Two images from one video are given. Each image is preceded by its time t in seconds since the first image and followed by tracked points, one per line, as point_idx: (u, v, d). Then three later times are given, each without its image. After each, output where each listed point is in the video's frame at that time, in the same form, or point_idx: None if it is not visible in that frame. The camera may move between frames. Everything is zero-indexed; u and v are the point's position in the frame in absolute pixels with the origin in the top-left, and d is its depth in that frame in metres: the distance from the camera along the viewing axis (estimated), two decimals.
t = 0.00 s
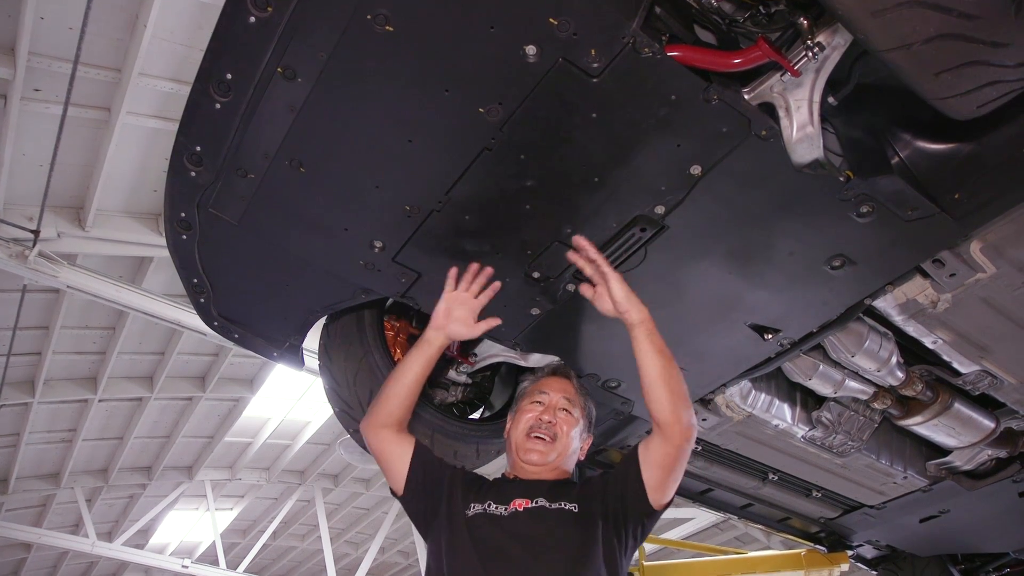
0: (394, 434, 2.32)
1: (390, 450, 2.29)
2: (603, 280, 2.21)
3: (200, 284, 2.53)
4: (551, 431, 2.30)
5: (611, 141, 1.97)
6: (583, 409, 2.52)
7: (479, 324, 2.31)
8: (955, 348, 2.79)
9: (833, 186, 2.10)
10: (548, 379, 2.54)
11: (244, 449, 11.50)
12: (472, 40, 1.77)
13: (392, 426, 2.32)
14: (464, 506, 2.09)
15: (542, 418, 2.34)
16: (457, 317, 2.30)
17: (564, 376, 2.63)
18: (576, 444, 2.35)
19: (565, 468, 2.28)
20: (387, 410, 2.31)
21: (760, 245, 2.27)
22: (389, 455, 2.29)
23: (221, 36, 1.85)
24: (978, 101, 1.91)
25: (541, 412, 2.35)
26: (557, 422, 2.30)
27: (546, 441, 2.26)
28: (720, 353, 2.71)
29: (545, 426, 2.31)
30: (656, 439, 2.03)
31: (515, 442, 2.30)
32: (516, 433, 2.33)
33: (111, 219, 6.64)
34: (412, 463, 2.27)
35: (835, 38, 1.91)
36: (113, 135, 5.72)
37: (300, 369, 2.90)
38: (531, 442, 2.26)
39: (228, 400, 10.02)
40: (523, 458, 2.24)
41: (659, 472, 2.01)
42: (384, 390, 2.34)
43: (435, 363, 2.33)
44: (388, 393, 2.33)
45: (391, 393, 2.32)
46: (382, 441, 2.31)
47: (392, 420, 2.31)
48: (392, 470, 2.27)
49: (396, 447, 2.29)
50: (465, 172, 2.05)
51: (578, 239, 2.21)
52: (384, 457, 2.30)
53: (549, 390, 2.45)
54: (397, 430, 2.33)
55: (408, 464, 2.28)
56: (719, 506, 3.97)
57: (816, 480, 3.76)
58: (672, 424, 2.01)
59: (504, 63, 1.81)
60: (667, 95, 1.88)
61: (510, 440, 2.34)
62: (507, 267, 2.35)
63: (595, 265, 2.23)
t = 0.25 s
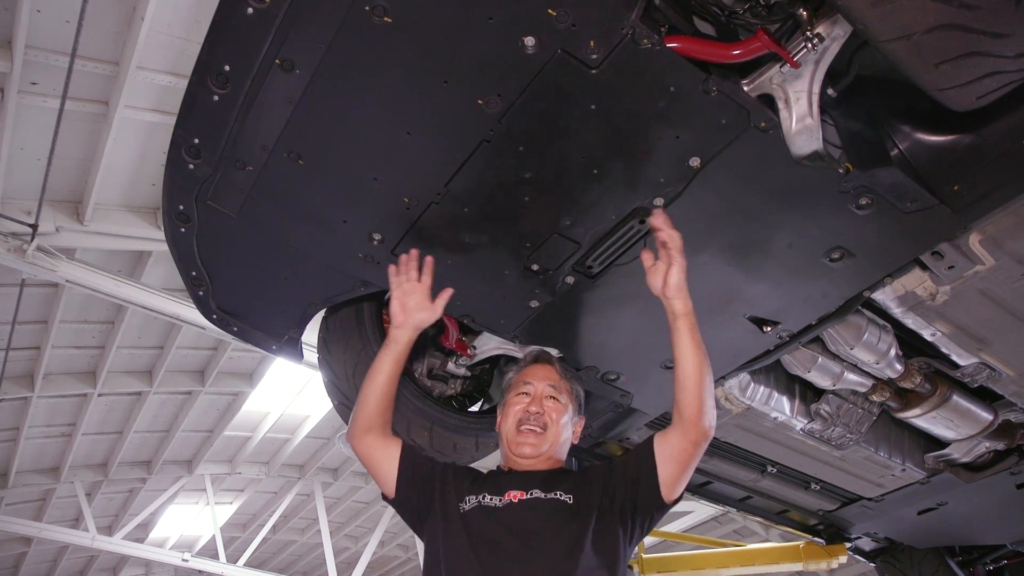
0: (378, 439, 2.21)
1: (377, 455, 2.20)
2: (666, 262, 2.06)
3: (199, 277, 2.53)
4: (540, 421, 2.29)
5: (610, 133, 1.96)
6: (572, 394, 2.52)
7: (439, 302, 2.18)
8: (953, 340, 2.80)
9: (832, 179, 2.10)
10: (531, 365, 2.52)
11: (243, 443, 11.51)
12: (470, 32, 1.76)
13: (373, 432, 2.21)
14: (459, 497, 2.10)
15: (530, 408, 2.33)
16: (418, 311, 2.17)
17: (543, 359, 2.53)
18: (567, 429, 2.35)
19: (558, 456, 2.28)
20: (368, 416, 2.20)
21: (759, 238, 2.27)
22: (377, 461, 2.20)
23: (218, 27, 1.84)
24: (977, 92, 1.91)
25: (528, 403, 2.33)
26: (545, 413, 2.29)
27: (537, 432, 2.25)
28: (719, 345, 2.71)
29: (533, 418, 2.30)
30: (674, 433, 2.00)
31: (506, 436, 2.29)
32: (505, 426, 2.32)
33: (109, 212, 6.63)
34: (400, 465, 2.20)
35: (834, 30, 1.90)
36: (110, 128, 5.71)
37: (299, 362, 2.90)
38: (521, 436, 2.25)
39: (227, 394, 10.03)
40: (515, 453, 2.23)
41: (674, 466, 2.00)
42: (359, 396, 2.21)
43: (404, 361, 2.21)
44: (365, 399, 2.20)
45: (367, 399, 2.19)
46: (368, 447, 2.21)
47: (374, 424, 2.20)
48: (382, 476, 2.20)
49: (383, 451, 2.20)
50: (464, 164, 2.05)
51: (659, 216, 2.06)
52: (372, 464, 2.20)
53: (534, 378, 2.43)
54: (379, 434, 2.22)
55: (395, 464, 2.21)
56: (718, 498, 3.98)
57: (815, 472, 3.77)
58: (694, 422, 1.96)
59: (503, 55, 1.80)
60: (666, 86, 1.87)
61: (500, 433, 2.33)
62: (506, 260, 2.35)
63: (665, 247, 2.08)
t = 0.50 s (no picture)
0: (373, 434, 2.24)
1: (371, 451, 2.22)
2: (645, 254, 2.17)
3: (198, 272, 2.52)
4: (538, 412, 2.30)
5: (609, 126, 1.96)
6: (570, 386, 2.52)
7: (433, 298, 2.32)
8: (952, 334, 2.80)
9: (832, 172, 2.10)
10: (528, 358, 2.53)
11: (243, 438, 11.52)
12: (469, 24, 1.76)
13: (368, 427, 2.25)
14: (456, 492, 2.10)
15: (527, 400, 2.34)
16: (410, 304, 2.30)
17: (542, 352, 2.55)
18: (564, 422, 2.35)
19: (555, 448, 2.29)
20: (363, 410, 2.25)
21: (759, 231, 2.27)
22: (372, 456, 2.22)
23: (217, 19, 1.83)
24: (978, 84, 1.90)
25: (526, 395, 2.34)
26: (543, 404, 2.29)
27: (535, 423, 2.26)
28: (718, 339, 2.72)
29: (532, 409, 2.30)
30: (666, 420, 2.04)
31: (504, 427, 2.29)
32: (502, 417, 2.32)
33: (108, 208, 6.62)
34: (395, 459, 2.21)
35: (835, 22, 1.90)
36: (109, 124, 5.70)
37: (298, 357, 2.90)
38: (520, 426, 2.25)
39: (227, 390, 10.03)
40: (514, 443, 2.23)
41: (666, 454, 2.02)
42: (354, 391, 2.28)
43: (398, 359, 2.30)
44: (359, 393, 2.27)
45: (361, 393, 2.26)
46: (364, 442, 2.23)
47: (369, 418, 2.25)
48: (377, 471, 2.20)
49: (378, 445, 2.23)
50: (463, 157, 2.05)
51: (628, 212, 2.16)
52: (367, 459, 2.22)
53: (531, 371, 2.44)
54: (374, 431, 2.25)
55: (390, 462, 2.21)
56: (718, 493, 3.99)
57: (814, 466, 3.78)
58: (684, 407, 2.01)
59: (503, 47, 1.80)
60: (666, 79, 1.87)
61: (498, 425, 2.33)
62: (505, 253, 2.35)
63: (640, 236, 2.17)
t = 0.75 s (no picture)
0: (369, 428, 2.24)
1: (368, 445, 2.22)
2: (639, 249, 2.21)
3: (197, 263, 2.52)
4: (537, 405, 2.30)
5: (608, 116, 1.96)
6: (566, 378, 2.52)
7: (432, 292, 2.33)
8: (952, 324, 2.80)
9: (831, 161, 2.09)
10: (525, 349, 2.51)
11: (243, 431, 11.54)
12: (468, 13, 1.75)
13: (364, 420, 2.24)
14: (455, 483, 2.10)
15: (526, 392, 2.33)
16: (409, 299, 2.31)
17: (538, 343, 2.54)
18: (562, 415, 2.35)
19: (552, 440, 2.29)
20: (360, 404, 2.24)
21: (758, 221, 2.26)
22: (368, 449, 2.22)
23: (215, 9, 1.83)
24: (978, 72, 1.90)
25: (524, 388, 2.33)
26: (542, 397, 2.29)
27: (534, 416, 2.26)
28: (718, 329, 2.72)
29: (531, 402, 2.30)
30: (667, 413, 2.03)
31: (502, 420, 2.29)
32: (501, 409, 2.32)
33: (107, 201, 6.62)
34: (392, 452, 2.22)
35: (835, 10, 1.89)
36: (107, 117, 5.68)
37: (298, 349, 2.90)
38: (520, 419, 2.25)
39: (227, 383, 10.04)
40: (513, 436, 2.24)
41: (668, 446, 2.02)
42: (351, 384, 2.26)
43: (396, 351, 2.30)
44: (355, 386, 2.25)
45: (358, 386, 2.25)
46: (360, 435, 2.23)
47: (366, 413, 2.23)
48: (374, 464, 2.21)
49: (376, 438, 2.23)
50: (462, 147, 2.04)
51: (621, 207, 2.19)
52: (364, 452, 2.22)
53: (529, 362, 2.43)
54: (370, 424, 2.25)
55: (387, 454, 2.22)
56: (717, 483, 4.00)
57: (813, 457, 3.78)
58: (685, 399, 2.01)
59: (501, 36, 1.79)
60: (666, 67, 1.86)
61: (496, 417, 2.33)
62: (504, 243, 2.34)
63: (634, 231, 2.21)
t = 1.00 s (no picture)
0: (370, 417, 2.26)
1: (368, 432, 2.24)
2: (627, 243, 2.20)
3: (196, 255, 2.52)
4: (543, 401, 2.30)
5: (607, 106, 1.95)
6: (569, 374, 2.53)
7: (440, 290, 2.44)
8: (951, 315, 2.80)
9: (831, 152, 2.09)
10: (533, 343, 2.51)
11: (243, 425, 11.55)
12: (466, 2, 1.74)
13: (366, 408, 2.27)
14: (455, 473, 2.10)
15: (533, 388, 2.33)
16: (417, 292, 2.39)
17: (543, 337, 2.55)
18: (565, 410, 2.36)
19: (555, 435, 2.30)
20: (361, 392, 2.28)
21: (758, 212, 2.26)
22: (368, 438, 2.23)
23: None
24: (978, 61, 1.90)
25: (530, 383, 2.33)
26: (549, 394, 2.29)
27: (539, 411, 2.26)
28: (717, 321, 2.72)
29: (537, 397, 2.30)
30: (660, 403, 2.05)
31: (507, 413, 2.29)
32: (505, 402, 2.32)
33: (105, 194, 6.61)
34: (393, 441, 2.22)
35: None
36: (105, 110, 5.67)
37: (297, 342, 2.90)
38: (525, 414, 2.26)
39: (227, 377, 10.04)
40: (517, 430, 2.24)
41: (662, 434, 2.03)
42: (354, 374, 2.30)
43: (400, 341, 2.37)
44: (358, 375, 2.30)
45: (361, 375, 2.30)
46: (360, 424, 2.25)
47: (367, 402, 2.27)
48: (374, 452, 2.21)
49: (376, 427, 2.24)
50: (461, 138, 2.04)
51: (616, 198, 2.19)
52: (364, 441, 2.23)
53: (536, 357, 2.43)
54: (372, 413, 2.27)
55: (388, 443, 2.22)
56: (716, 475, 4.01)
57: (812, 448, 3.79)
58: (677, 389, 2.02)
59: (500, 26, 1.78)
60: (665, 57, 1.85)
61: (500, 409, 2.33)
62: (504, 235, 2.34)
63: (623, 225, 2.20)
